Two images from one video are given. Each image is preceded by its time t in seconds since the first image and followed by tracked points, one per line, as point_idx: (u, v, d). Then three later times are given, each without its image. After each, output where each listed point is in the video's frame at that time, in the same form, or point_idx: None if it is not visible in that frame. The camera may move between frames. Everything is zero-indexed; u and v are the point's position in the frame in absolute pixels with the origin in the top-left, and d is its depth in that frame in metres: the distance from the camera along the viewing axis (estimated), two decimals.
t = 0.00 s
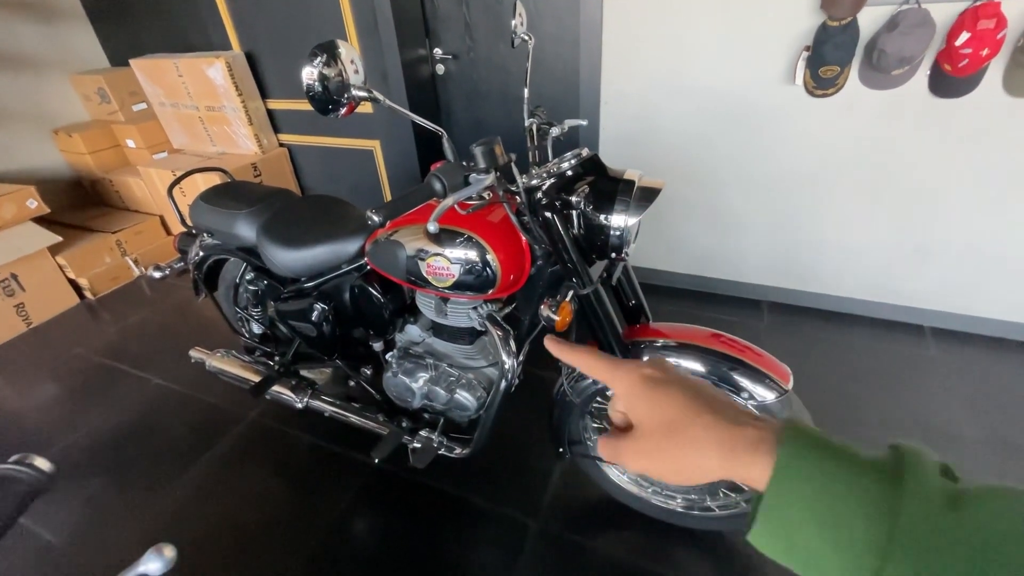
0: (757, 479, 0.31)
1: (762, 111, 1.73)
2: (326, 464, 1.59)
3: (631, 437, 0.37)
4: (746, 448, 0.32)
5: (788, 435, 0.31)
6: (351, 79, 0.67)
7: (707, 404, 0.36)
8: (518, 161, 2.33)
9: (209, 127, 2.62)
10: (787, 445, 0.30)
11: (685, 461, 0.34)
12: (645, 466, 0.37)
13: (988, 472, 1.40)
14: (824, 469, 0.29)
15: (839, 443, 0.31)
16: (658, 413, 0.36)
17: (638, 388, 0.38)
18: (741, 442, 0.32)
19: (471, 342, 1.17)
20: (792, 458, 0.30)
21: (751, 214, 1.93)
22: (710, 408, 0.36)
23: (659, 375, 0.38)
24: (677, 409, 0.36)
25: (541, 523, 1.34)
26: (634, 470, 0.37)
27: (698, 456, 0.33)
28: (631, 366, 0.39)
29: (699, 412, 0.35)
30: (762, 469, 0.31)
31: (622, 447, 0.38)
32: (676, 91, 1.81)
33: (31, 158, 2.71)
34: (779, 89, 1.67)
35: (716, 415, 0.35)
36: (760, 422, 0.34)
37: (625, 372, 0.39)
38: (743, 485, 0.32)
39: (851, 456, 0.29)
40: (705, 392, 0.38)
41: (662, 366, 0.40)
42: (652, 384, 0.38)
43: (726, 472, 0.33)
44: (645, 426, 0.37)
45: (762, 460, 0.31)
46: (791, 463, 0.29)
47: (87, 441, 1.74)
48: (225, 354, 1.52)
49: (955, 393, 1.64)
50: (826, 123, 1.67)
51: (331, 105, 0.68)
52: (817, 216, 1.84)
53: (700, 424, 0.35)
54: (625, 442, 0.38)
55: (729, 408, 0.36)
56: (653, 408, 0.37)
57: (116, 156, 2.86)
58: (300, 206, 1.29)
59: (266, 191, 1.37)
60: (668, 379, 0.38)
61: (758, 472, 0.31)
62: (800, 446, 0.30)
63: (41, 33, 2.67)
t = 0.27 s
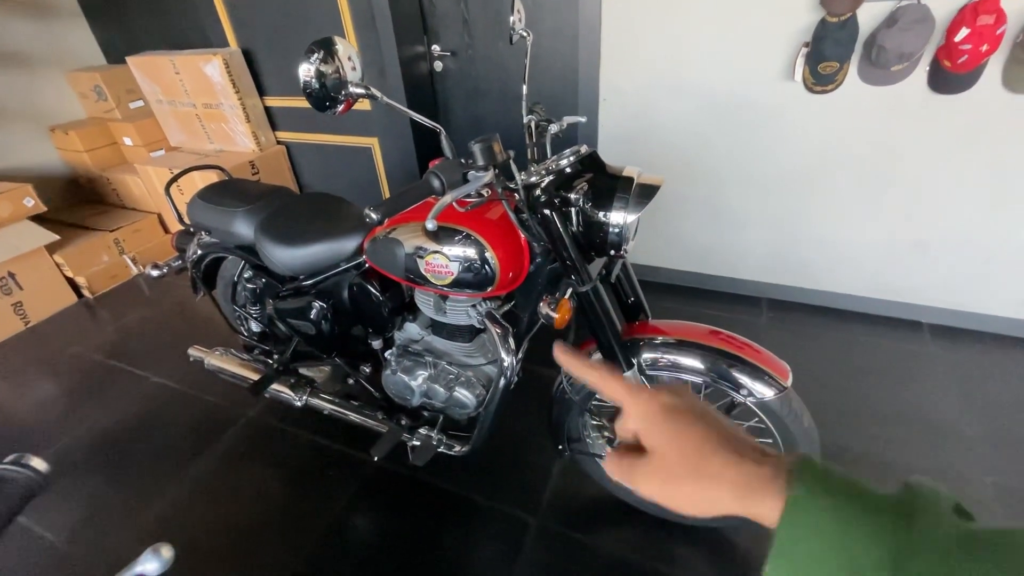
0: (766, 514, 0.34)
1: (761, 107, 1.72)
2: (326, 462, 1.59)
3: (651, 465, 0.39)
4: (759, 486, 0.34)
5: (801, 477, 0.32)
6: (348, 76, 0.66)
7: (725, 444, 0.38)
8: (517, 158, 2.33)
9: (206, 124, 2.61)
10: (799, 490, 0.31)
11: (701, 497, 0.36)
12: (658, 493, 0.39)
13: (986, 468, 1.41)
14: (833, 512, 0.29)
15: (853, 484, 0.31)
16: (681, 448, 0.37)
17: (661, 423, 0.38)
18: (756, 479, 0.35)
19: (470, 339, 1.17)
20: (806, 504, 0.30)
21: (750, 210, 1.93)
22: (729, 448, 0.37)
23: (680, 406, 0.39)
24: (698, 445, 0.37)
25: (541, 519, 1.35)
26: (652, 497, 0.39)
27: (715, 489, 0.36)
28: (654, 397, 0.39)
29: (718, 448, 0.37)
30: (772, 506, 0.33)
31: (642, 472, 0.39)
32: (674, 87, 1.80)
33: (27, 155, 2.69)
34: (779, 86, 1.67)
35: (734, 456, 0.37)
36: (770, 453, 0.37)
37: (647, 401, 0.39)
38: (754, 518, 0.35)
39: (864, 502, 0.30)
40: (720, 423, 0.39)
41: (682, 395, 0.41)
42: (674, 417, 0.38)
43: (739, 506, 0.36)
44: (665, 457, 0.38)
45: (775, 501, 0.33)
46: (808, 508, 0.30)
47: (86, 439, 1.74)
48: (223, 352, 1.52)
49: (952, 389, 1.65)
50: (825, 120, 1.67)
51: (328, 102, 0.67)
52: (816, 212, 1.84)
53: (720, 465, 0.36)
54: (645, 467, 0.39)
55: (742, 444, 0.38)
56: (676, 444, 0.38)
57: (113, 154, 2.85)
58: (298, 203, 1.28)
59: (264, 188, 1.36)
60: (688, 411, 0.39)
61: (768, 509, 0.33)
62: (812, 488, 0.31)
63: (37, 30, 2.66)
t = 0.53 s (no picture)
0: None
1: (761, 104, 1.72)
2: (325, 460, 1.59)
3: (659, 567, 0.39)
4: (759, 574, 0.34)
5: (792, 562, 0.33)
6: (344, 74, 0.66)
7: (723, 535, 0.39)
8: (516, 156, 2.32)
9: (204, 122, 2.60)
10: None
11: None
12: None
13: (983, 465, 1.41)
14: None
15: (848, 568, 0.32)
16: (684, 547, 0.38)
17: (661, 520, 0.40)
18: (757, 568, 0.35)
19: (469, 337, 1.17)
20: None
21: (750, 207, 1.93)
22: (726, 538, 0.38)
23: (679, 504, 0.42)
24: (698, 540, 0.38)
25: (540, 518, 1.35)
26: None
27: None
28: (653, 497, 0.43)
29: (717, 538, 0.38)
30: None
31: None
32: (674, 85, 1.79)
33: (26, 154, 2.69)
34: (778, 82, 1.66)
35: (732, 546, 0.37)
36: (774, 544, 0.37)
37: (647, 503, 0.42)
38: None
39: None
40: (722, 518, 0.41)
41: (681, 492, 0.44)
42: (674, 513, 0.41)
43: None
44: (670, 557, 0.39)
45: None
46: None
47: (86, 438, 1.74)
48: (222, 350, 1.52)
49: (952, 387, 1.65)
50: (824, 116, 1.66)
51: (324, 101, 0.67)
52: (816, 209, 1.84)
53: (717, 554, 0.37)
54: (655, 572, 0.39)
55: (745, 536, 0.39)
56: (677, 539, 0.39)
57: (111, 152, 2.84)
58: (295, 202, 1.28)
59: (262, 187, 1.36)
60: (688, 508, 0.41)
61: None
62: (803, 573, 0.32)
63: (34, 28, 2.65)
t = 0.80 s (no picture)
0: None
1: (762, 99, 1.70)
2: (324, 457, 1.59)
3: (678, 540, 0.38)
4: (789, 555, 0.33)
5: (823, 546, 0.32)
6: (338, 70, 0.65)
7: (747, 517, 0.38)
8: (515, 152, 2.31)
9: (203, 118, 2.60)
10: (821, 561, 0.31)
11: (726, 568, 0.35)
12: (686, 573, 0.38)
13: (984, 463, 1.40)
14: None
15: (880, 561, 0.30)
16: (707, 522, 0.38)
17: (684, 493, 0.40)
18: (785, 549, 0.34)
19: (468, 334, 1.16)
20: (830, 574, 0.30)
21: (750, 203, 1.91)
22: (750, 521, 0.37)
23: (701, 482, 0.41)
24: (722, 518, 0.38)
25: (538, 514, 1.35)
26: None
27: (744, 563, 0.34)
28: (678, 475, 0.42)
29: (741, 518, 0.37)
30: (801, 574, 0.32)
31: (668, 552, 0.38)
32: (674, 80, 1.78)
33: (26, 150, 2.69)
34: (779, 77, 1.65)
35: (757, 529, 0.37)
36: (797, 527, 0.37)
37: (669, 477, 0.42)
38: None
39: None
40: (744, 500, 0.40)
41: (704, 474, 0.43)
42: (697, 489, 0.40)
43: None
44: (690, 531, 0.38)
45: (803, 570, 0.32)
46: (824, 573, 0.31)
47: (87, 434, 1.75)
48: (221, 347, 1.52)
49: (952, 384, 1.64)
50: (825, 111, 1.65)
51: (318, 97, 0.66)
52: (817, 205, 1.83)
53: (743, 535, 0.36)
54: (671, 544, 0.38)
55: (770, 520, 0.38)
56: (699, 514, 0.39)
57: (111, 148, 2.84)
58: (293, 199, 1.27)
59: (259, 183, 1.35)
60: (712, 486, 0.41)
61: None
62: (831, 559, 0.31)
63: (32, 24, 2.64)
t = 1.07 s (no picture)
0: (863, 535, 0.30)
1: (764, 96, 1.68)
2: (321, 456, 1.59)
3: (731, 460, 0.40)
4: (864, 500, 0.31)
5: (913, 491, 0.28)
6: (325, 68, 0.64)
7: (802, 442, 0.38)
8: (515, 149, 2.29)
9: (202, 114, 2.58)
10: (918, 503, 0.26)
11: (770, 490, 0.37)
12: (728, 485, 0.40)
13: (985, 465, 1.39)
14: (970, 545, 0.23)
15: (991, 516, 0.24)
16: (755, 443, 0.39)
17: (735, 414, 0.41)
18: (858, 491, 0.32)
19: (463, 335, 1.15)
20: (923, 516, 0.25)
21: (752, 201, 1.89)
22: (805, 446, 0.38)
23: (753, 400, 0.42)
24: (772, 440, 0.39)
25: (534, 515, 1.34)
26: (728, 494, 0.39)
27: (805, 497, 0.34)
28: (732, 394, 0.42)
29: (808, 454, 0.37)
30: (877, 520, 0.29)
31: (720, 469, 0.41)
32: (675, 76, 1.76)
33: (25, 146, 2.68)
34: (782, 74, 1.62)
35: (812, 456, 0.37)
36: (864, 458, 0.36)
37: (730, 396, 0.42)
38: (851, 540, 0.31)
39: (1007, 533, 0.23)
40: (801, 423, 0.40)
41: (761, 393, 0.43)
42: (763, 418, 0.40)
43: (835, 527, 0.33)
44: (747, 452, 0.39)
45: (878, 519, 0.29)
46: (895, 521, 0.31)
47: (84, 431, 1.75)
48: (217, 345, 1.51)
49: (955, 385, 1.62)
50: (828, 109, 1.63)
51: (304, 96, 0.65)
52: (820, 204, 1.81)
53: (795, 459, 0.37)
54: (724, 462, 0.40)
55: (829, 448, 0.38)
56: (759, 439, 0.39)
57: (110, 144, 2.83)
58: (288, 197, 1.26)
59: (255, 181, 1.34)
60: (764, 407, 0.41)
61: (871, 522, 0.30)
62: (930, 504, 0.26)
63: (30, 18, 2.62)
